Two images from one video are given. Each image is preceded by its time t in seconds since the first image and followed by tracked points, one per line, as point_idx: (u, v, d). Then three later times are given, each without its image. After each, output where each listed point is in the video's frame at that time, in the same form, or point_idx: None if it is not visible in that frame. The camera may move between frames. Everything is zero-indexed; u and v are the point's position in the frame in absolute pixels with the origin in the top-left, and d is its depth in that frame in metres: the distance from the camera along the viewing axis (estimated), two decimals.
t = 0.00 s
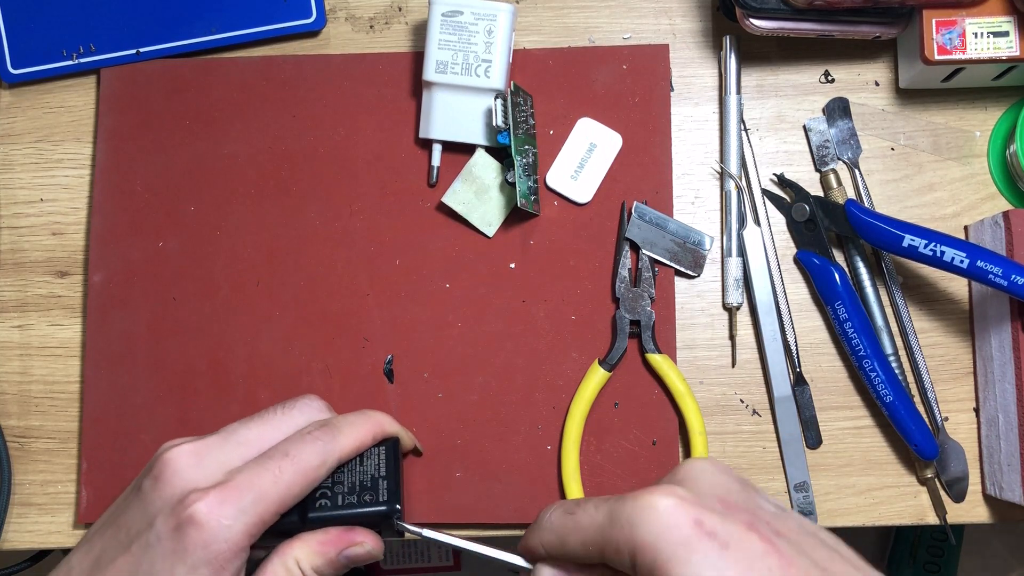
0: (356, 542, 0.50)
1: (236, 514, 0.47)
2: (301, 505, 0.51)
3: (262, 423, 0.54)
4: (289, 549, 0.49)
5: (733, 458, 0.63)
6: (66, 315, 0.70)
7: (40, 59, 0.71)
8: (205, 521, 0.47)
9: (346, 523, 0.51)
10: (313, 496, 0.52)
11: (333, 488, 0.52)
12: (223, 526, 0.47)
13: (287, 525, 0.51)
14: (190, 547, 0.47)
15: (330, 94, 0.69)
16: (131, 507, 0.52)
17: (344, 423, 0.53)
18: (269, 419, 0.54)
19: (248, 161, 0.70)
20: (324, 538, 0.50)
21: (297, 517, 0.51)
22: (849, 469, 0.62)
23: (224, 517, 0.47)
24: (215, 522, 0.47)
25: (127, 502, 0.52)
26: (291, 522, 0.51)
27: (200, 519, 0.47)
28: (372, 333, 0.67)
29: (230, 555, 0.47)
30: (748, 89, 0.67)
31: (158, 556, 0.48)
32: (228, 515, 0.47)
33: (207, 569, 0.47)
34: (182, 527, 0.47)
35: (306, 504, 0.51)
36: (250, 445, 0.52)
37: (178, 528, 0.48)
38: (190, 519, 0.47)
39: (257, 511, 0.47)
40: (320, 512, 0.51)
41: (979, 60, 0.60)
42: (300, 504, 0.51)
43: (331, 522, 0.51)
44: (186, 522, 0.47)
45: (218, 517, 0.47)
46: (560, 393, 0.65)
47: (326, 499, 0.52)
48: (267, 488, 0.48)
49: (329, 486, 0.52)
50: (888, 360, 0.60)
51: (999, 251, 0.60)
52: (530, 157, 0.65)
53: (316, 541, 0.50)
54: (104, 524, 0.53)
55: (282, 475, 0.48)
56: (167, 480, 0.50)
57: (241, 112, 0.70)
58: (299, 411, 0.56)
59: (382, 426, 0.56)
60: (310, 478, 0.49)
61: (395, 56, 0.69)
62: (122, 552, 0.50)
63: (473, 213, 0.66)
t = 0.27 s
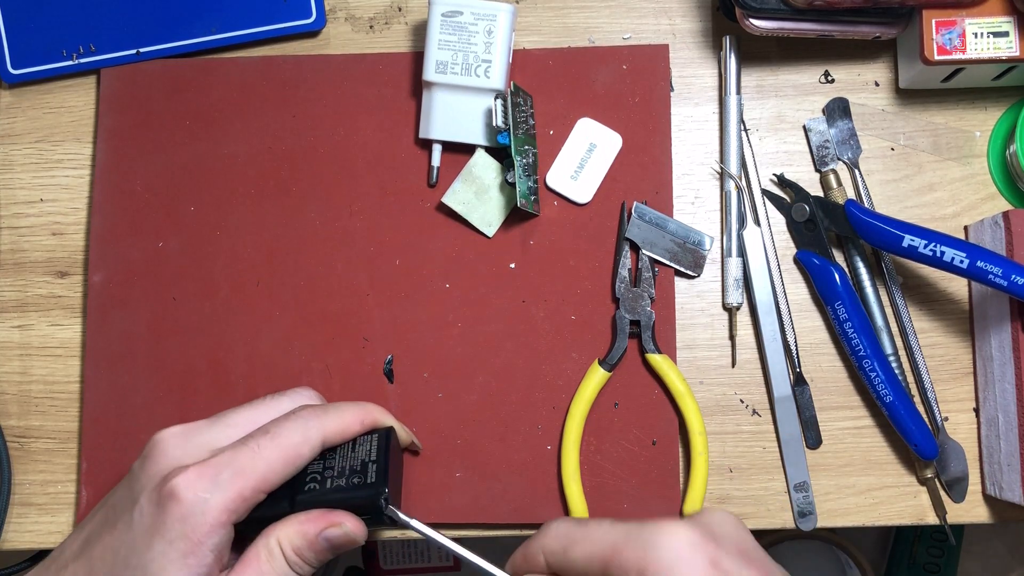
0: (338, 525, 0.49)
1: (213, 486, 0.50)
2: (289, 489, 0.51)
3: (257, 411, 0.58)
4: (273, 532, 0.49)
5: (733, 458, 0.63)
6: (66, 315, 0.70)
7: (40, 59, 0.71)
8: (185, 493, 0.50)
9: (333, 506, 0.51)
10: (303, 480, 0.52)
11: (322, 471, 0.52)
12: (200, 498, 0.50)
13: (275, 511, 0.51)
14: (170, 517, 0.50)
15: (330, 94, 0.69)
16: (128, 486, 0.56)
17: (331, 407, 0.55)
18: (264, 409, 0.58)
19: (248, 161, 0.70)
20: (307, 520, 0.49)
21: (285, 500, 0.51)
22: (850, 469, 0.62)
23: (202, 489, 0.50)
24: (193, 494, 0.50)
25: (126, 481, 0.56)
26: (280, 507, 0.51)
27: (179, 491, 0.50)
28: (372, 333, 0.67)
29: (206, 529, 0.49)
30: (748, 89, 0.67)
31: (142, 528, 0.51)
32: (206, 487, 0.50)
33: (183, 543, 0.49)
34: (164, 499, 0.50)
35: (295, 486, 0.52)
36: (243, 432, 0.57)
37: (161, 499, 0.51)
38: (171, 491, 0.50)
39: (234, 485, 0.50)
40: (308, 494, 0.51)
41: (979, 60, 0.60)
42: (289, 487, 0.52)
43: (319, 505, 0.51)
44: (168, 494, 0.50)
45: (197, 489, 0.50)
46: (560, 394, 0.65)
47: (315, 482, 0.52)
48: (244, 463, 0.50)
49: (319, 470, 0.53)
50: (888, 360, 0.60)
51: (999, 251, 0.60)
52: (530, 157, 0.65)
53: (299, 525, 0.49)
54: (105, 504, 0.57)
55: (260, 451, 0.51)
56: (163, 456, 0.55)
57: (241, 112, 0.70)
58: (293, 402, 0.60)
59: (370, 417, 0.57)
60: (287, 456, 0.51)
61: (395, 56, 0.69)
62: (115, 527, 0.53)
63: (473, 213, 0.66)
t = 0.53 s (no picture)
0: (326, 505, 0.49)
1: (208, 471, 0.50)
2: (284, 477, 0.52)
3: (256, 405, 0.59)
4: (264, 517, 0.50)
5: (733, 458, 0.63)
6: (66, 315, 0.70)
7: (40, 58, 0.71)
8: (180, 478, 0.50)
9: (327, 491, 0.51)
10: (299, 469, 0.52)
11: (318, 460, 0.52)
12: (194, 484, 0.50)
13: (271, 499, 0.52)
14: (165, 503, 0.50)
15: (330, 94, 0.69)
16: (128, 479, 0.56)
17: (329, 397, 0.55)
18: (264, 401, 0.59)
19: (248, 161, 0.70)
20: (296, 502, 0.50)
21: (280, 488, 0.52)
22: (850, 469, 0.62)
23: (197, 475, 0.50)
24: (188, 479, 0.50)
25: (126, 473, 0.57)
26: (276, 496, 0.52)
27: (175, 477, 0.50)
28: (372, 333, 0.67)
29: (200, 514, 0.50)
30: (748, 89, 0.67)
31: (138, 516, 0.52)
32: (200, 473, 0.50)
33: (177, 528, 0.50)
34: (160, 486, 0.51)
35: (291, 475, 0.52)
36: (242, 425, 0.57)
37: (157, 486, 0.51)
38: (167, 477, 0.51)
39: (228, 471, 0.50)
40: (302, 482, 0.51)
41: (979, 60, 0.60)
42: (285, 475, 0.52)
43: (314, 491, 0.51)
44: (164, 480, 0.51)
45: (191, 474, 0.50)
46: (560, 394, 0.65)
47: (309, 470, 0.52)
48: (238, 448, 0.50)
49: (314, 459, 0.53)
50: (888, 360, 0.60)
51: (999, 251, 0.60)
52: (530, 157, 0.65)
53: (289, 509, 0.49)
54: (106, 497, 0.58)
55: (255, 437, 0.51)
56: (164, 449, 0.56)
57: (241, 112, 0.70)
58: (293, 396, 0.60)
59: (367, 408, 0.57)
60: (283, 442, 0.51)
61: (395, 56, 0.69)
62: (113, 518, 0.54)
63: (473, 213, 0.66)
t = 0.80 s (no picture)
0: (316, 492, 0.47)
1: (206, 463, 0.50)
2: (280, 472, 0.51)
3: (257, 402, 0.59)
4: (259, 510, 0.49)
5: (733, 458, 0.63)
6: (66, 315, 0.70)
7: (40, 59, 0.71)
8: (179, 470, 0.51)
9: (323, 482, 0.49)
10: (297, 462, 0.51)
11: (315, 452, 0.51)
12: (192, 476, 0.50)
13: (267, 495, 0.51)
14: (164, 496, 0.51)
15: (330, 94, 0.69)
16: (130, 475, 0.57)
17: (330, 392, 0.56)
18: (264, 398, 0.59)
19: (248, 161, 0.70)
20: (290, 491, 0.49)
21: (276, 480, 0.51)
22: (850, 469, 0.62)
23: (196, 468, 0.51)
24: (187, 471, 0.51)
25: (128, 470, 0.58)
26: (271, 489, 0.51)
27: (175, 468, 0.51)
28: (372, 333, 0.67)
29: (198, 505, 0.50)
30: (748, 89, 0.67)
31: (138, 508, 0.52)
32: (199, 464, 0.51)
33: (176, 521, 0.50)
34: (161, 478, 0.52)
35: (288, 467, 0.51)
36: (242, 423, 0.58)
37: (158, 478, 0.52)
38: (167, 469, 0.51)
39: (225, 463, 0.50)
40: (297, 473, 0.50)
41: (979, 59, 0.60)
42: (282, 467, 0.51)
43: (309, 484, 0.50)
44: (165, 472, 0.51)
45: (190, 466, 0.51)
46: (560, 394, 0.65)
47: (306, 463, 0.50)
48: (236, 440, 0.51)
49: (312, 452, 0.51)
50: (887, 360, 0.60)
51: (999, 251, 0.60)
52: (530, 157, 0.65)
53: (281, 499, 0.48)
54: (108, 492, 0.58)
55: (252, 428, 0.52)
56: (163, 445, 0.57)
57: (241, 112, 0.70)
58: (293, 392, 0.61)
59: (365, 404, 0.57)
60: (280, 433, 0.52)
61: (395, 56, 0.69)
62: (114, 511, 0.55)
63: (473, 213, 0.66)
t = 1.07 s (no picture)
0: (308, 475, 0.47)
1: (198, 457, 0.51)
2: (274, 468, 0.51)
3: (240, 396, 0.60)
4: (259, 505, 0.49)
5: (733, 458, 0.63)
6: (66, 315, 0.70)
7: (40, 59, 0.71)
8: (173, 469, 0.52)
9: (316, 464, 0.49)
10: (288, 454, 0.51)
11: (300, 440, 0.50)
12: (186, 472, 0.51)
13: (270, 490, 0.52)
14: (163, 496, 0.51)
15: (330, 94, 0.69)
16: (128, 483, 0.58)
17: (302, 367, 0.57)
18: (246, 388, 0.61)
19: (248, 161, 0.70)
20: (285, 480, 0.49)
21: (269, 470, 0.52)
22: (850, 469, 0.62)
23: (188, 463, 0.52)
24: (181, 469, 0.51)
25: (127, 479, 0.59)
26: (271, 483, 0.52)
27: (169, 468, 0.52)
28: (372, 333, 0.67)
29: (197, 500, 0.50)
30: (748, 89, 0.67)
31: (139, 514, 0.52)
32: (191, 460, 0.52)
33: (177, 521, 0.50)
34: (158, 480, 0.52)
35: (282, 460, 0.51)
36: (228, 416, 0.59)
37: (155, 480, 0.53)
38: (163, 469, 0.52)
39: (215, 453, 0.51)
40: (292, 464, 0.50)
41: (979, 60, 0.60)
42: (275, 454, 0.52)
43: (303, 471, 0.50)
44: (161, 473, 0.52)
45: (183, 463, 0.52)
46: (560, 393, 0.65)
47: (295, 452, 0.50)
48: (222, 429, 0.52)
49: (297, 439, 0.51)
50: (887, 360, 0.60)
51: (999, 251, 0.60)
52: (530, 157, 0.65)
53: (278, 490, 0.48)
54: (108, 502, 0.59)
55: (234, 414, 0.53)
56: (157, 449, 0.58)
57: (241, 112, 0.70)
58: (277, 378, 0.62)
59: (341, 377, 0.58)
60: (262, 414, 0.53)
61: (395, 56, 0.69)
62: (114, 519, 0.55)
63: (473, 213, 0.66)
